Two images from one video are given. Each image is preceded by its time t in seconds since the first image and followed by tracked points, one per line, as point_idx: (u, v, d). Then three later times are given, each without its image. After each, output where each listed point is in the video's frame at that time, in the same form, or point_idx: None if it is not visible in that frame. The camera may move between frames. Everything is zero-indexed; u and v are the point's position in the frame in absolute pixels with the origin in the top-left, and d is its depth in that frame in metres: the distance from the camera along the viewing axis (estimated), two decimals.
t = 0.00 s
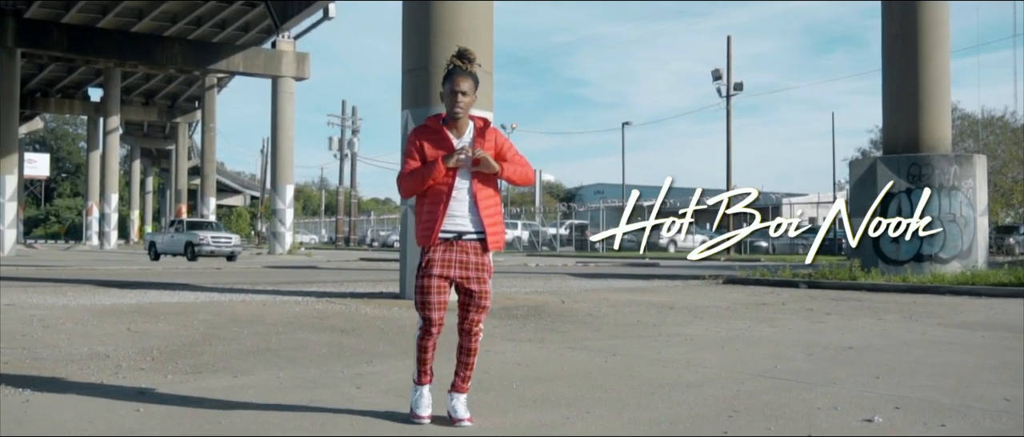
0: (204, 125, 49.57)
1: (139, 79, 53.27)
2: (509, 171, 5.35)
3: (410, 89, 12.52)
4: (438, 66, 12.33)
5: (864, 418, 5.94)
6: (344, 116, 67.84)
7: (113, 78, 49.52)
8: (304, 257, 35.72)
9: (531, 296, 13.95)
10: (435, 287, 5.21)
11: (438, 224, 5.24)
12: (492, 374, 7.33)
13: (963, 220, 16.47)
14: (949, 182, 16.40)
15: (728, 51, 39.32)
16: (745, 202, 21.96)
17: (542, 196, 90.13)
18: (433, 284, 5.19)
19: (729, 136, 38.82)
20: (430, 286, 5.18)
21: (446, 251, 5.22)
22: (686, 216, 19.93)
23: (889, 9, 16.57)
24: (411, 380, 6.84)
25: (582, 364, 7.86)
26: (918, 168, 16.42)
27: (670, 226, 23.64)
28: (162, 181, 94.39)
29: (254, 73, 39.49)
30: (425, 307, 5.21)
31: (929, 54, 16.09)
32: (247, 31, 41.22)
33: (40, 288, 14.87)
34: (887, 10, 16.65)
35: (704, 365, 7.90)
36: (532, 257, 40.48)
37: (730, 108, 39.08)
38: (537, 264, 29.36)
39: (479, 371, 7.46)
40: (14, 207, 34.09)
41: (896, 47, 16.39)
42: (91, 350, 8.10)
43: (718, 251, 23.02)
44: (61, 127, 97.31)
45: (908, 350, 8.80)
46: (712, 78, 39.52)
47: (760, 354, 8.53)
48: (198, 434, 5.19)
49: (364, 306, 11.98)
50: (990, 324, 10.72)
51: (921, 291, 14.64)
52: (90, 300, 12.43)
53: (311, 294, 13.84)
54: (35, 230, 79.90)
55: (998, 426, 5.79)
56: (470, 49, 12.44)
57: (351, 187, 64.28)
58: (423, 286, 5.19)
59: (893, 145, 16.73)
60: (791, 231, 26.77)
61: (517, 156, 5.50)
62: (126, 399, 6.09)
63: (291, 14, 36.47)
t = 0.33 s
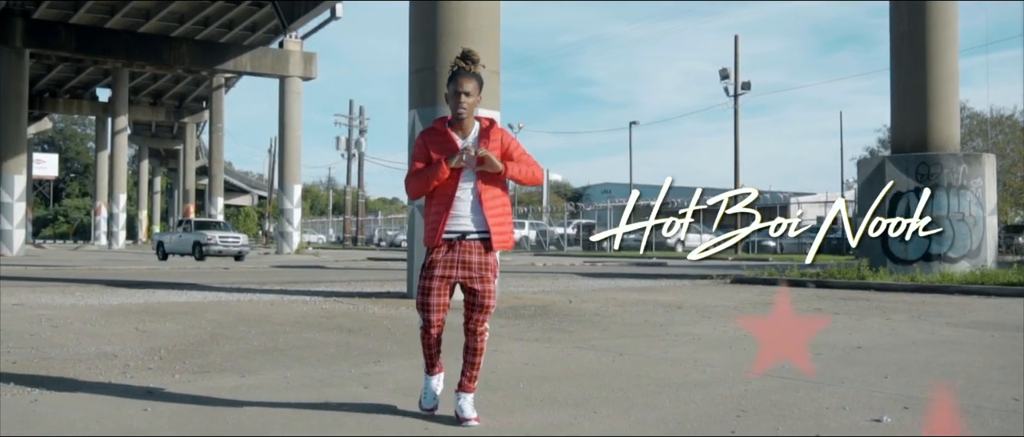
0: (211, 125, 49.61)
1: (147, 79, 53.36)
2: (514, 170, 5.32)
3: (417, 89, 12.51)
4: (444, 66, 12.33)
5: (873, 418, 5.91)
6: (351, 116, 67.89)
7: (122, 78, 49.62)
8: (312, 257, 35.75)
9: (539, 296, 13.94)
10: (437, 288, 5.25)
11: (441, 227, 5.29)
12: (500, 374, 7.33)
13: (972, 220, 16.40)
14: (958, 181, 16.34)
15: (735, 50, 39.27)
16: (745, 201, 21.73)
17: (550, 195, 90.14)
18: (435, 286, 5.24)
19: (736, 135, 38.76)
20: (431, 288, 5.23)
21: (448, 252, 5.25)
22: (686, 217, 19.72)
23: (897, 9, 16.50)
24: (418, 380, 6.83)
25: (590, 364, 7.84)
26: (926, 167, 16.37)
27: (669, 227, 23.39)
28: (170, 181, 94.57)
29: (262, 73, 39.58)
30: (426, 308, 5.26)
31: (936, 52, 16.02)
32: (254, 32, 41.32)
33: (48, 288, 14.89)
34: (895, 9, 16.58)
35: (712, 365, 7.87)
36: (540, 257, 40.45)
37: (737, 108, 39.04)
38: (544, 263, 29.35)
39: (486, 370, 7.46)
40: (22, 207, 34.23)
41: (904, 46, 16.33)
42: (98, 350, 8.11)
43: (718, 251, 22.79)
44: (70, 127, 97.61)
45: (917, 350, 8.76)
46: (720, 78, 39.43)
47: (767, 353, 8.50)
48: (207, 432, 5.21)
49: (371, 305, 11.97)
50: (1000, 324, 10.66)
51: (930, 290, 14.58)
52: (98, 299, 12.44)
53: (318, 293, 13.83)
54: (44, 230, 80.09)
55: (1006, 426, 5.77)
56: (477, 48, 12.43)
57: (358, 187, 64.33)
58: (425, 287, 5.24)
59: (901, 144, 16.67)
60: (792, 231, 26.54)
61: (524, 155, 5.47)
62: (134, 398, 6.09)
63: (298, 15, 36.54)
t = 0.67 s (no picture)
0: (222, 124, 49.71)
1: (158, 78, 53.53)
2: (521, 167, 5.29)
3: (426, 88, 12.50)
4: (453, 65, 12.33)
5: (884, 417, 5.88)
6: (361, 115, 68.00)
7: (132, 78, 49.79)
8: (322, 257, 35.78)
9: (549, 294, 13.91)
10: (443, 286, 5.29)
11: (446, 223, 5.32)
12: (510, 372, 7.33)
13: (984, 218, 16.38)
14: (970, 179, 16.27)
15: (745, 49, 39.20)
16: (746, 202, 21.62)
17: (559, 194, 90.08)
18: (440, 283, 5.28)
19: (746, 134, 38.66)
20: (437, 285, 5.28)
21: (454, 249, 5.28)
22: (687, 216, 19.58)
23: (909, 7, 16.40)
24: (428, 379, 6.82)
25: (600, 363, 7.81)
26: (938, 165, 16.29)
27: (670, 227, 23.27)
28: (180, 180, 94.95)
29: (272, 72, 39.69)
30: (432, 305, 5.31)
31: (948, 51, 15.91)
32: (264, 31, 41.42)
33: (59, 287, 14.92)
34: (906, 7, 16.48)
35: (723, 364, 7.85)
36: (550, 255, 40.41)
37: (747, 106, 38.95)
38: (552, 262, 29.35)
39: (496, 369, 7.45)
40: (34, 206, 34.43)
41: (915, 43, 16.23)
42: (109, 349, 8.12)
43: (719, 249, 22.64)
44: (81, 126, 98.05)
45: (929, 349, 8.71)
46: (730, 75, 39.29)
47: (779, 352, 8.45)
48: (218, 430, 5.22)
49: (382, 304, 11.94)
50: (1013, 323, 10.59)
51: (942, 289, 14.50)
52: (109, 298, 12.48)
53: (328, 293, 13.81)
54: (56, 229, 80.45)
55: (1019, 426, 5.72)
56: (486, 47, 12.43)
57: (368, 185, 64.39)
58: (430, 284, 5.29)
59: (912, 142, 16.59)
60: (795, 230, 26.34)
61: (532, 152, 5.42)
62: (145, 396, 6.13)
63: (308, 14, 36.61)
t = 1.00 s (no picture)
0: (233, 125, 49.84)
1: (169, 79, 53.74)
2: (527, 165, 5.26)
3: (436, 88, 12.51)
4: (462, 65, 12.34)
5: (895, 418, 5.86)
6: (371, 116, 68.09)
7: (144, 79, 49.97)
8: (333, 257, 35.87)
9: (559, 295, 13.91)
10: (451, 284, 5.35)
11: (454, 223, 5.37)
12: (520, 372, 7.33)
13: (996, 218, 16.30)
14: (982, 179, 16.19)
15: (756, 48, 39.07)
16: (745, 203, 21.50)
17: (569, 194, 89.97)
18: (449, 281, 5.35)
19: (757, 133, 38.53)
20: (444, 283, 5.34)
21: (463, 247, 5.33)
22: (686, 217, 19.31)
23: (921, 7, 16.33)
24: (438, 378, 6.83)
25: (610, 363, 7.81)
26: (950, 164, 16.21)
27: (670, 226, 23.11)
28: (192, 181, 95.31)
29: (282, 73, 39.82)
30: (440, 303, 5.39)
31: (960, 51, 15.82)
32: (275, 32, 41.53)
33: (71, 287, 15.00)
34: (918, 5, 16.40)
35: (733, 364, 7.84)
36: (560, 256, 40.38)
37: (758, 106, 38.83)
38: (564, 262, 29.39)
39: (507, 369, 7.45)
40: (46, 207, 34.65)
41: (928, 42, 16.15)
42: (120, 349, 8.15)
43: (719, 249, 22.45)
44: (93, 128, 98.36)
45: (941, 349, 8.68)
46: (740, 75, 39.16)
47: (790, 353, 8.44)
48: (228, 429, 5.25)
49: (392, 304, 11.96)
50: None
51: (953, 289, 14.44)
52: (120, 299, 12.54)
53: (339, 293, 13.84)
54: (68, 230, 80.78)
55: None
56: (495, 46, 12.43)
57: (378, 186, 64.42)
58: (438, 283, 5.36)
59: (924, 141, 16.52)
60: (795, 230, 26.20)
61: (540, 150, 5.39)
62: (157, 395, 6.16)
63: (319, 14, 36.67)
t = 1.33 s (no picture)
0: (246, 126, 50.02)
1: (183, 81, 54.00)
2: (535, 166, 5.26)
3: (447, 89, 12.53)
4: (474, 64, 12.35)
5: (910, 419, 5.82)
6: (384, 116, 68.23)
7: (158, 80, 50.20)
8: (345, 257, 35.91)
9: (571, 295, 13.89)
10: (462, 284, 5.39)
11: (464, 221, 5.40)
12: (532, 372, 7.32)
13: (1011, 217, 16.19)
14: (997, 178, 16.10)
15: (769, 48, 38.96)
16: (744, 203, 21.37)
17: (582, 194, 89.94)
18: (459, 280, 5.38)
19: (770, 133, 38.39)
20: (456, 283, 5.38)
21: (473, 247, 5.36)
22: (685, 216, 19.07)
23: (935, 7, 16.24)
24: (450, 378, 6.84)
25: (623, 363, 7.81)
26: (964, 164, 16.13)
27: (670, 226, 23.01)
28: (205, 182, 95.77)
29: (295, 74, 39.94)
30: (453, 302, 5.42)
31: (975, 50, 15.71)
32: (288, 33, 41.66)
33: (85, 287, 15.08)
34: (932, 4, 16.32)
35: (746, 364, 7.81)
36: (572, 255, 40.36)
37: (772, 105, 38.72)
38: (575, 263, 29.52)
39: (520, 369, 7.44)
40: (61, 208, 34.89)
41: (941, 40, 16.06)
42: (135, 349, 8.19)
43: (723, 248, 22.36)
44: (108, 128, 98.91)
45: (955, 349, 8.63)
46: (753, 75, 39.08)
47: (803, 353, 8.42)
48: (240, 429, 5.26)
49: (405, 304, 11.98)
50: None
51: (969, 289, 14.36)
52: (135, 299, 12.62)
53: (352, 293, 13.88)
54: (83, 230, 81.24)
55: None
56: (508, 47, 12.43)
57: (390, 186, 64.54)
58: (450, 282, 5.40)
59: (938, 141, 16.44)
60: (798, 230, 26.07)
61: (549, 150, 5.38)
62: (170, 395, 6.19)
63: (332, 16, 36.78)
